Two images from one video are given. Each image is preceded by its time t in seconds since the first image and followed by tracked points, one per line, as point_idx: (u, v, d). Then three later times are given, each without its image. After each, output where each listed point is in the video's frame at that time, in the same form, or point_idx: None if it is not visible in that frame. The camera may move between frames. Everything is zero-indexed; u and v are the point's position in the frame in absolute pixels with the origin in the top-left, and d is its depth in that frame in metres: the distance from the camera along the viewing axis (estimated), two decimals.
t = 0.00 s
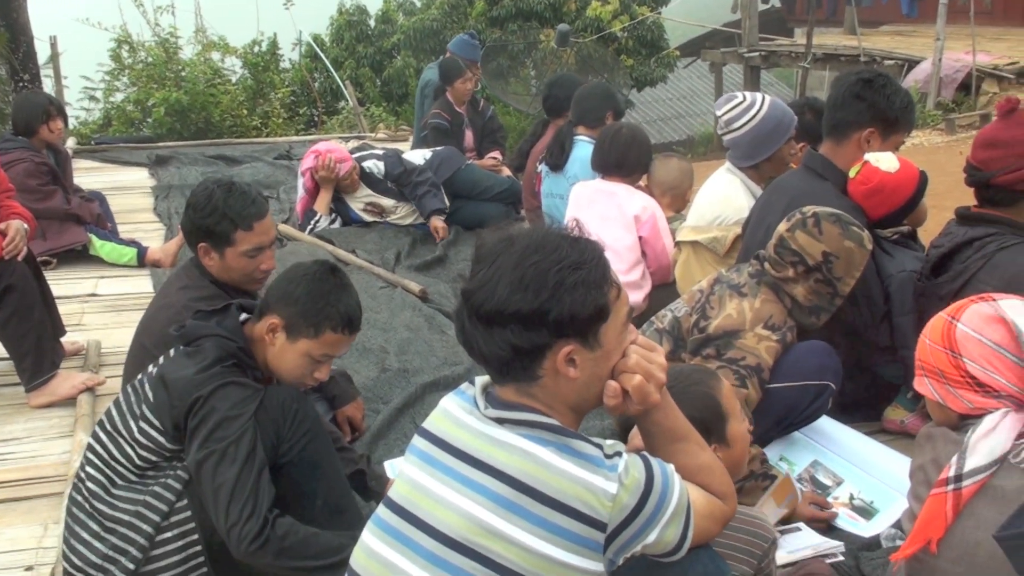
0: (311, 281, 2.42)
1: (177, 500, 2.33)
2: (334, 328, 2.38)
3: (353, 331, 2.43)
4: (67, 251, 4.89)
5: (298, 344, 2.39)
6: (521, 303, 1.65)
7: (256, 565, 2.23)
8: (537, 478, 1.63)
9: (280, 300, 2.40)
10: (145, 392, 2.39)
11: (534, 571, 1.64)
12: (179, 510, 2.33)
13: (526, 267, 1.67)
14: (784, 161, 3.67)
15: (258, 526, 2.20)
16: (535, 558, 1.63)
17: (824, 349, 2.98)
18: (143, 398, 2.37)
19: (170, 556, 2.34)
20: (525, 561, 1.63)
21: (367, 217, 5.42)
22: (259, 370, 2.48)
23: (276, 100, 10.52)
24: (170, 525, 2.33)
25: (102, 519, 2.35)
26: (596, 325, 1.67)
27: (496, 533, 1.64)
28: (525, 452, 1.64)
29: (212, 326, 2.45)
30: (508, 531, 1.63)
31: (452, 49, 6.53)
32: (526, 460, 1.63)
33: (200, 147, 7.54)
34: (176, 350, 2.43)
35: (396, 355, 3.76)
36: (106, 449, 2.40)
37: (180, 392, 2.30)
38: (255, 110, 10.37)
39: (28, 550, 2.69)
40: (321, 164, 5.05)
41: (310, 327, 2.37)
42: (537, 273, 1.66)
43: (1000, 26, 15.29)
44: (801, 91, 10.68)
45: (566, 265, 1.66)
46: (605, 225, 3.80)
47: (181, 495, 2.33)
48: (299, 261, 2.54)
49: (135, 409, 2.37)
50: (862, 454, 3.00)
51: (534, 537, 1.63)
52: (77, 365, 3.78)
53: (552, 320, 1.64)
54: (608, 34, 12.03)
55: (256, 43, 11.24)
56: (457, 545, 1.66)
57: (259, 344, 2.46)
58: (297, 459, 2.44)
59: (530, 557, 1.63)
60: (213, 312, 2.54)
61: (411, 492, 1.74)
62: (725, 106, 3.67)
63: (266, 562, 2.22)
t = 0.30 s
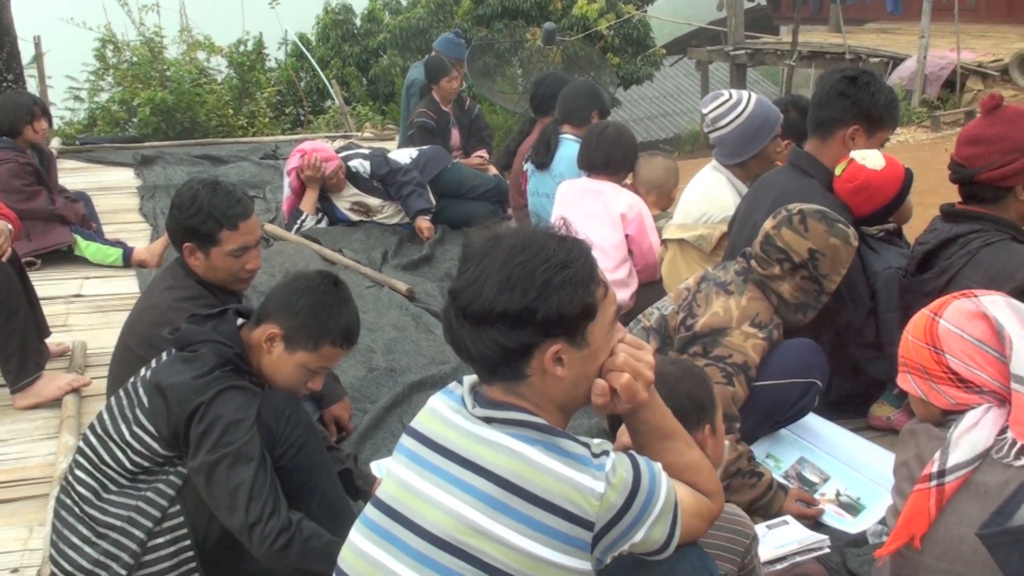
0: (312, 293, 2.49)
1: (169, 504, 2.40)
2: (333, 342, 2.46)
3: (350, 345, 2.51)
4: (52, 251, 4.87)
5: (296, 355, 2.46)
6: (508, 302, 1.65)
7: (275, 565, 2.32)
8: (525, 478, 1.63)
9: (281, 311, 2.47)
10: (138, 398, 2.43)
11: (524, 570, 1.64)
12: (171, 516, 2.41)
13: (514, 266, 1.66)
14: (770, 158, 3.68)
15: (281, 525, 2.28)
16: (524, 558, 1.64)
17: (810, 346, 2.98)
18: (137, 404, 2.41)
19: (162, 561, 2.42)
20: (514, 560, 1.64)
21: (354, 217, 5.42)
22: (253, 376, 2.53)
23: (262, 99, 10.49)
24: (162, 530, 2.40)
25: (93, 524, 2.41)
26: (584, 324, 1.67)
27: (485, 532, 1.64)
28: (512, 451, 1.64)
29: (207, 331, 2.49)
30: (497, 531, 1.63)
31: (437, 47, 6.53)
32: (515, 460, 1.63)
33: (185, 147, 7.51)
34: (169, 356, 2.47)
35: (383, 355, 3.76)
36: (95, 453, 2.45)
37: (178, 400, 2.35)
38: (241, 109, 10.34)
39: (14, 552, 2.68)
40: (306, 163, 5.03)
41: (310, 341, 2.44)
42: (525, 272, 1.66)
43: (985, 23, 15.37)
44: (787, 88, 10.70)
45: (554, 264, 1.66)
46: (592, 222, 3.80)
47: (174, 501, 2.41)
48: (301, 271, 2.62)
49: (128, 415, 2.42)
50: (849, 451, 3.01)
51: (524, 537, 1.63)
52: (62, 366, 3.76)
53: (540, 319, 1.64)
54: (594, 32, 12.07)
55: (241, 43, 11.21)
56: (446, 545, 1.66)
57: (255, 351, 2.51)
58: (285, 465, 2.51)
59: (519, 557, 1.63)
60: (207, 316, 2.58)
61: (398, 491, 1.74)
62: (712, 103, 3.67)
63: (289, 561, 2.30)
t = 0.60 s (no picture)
0: (303, 294, 2.49)
1: (159, 503, 2.42)
2: (323, 344, 2.46)
3: (339, 347, 2.52)
4: (41, 251, 4.86)
5: (286, 357, 2.47)
6: (496, 301, 1.64)
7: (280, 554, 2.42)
8: (513, 477, 1.62)
9: (271, 312, 2.47)
10: (127, 398, 2.43)
11: (512, 569, 1.64)
12: (160, 515, 2.43)
13: (501, 264, 1.66)
14: (759, 156, 3.69)
15: (290, 513, 2.39)
16: (512, 557, 1.64)
17: (800, 344, 2.99)
18: (126, 404, 2.42)
19: (151, 560, 2.43)
20: (503, 560, 1.63)
21: (344, 216, 5.39)
22: (244, 376, 2.56)
23: (253, 98, 10.48)
24: (150, 530, 2.42)
25: (80, 524, 2.41)
26: (572, 321, 1.66)
27: (473, 532, 1.63)
28: (500, 450, 1.64)
29: (196, 333, 2.50)
30: (485, 531, 1.63)
31: (428, 46, 6.55)
32: (503, 459, 1.63)
33: (176, 147, 7.49)
34: (157, 356, 2.48)
35: (374, 354, 3.76)
36: (84, 455, 2.45)
37: (169, 401, 2.37)
38: (231, 109, 10.33)
39: (4, 554, 2.67)
40: (296, 162, 4.99)
41: (300, 343, 2.45)
42: (512, 270, 1.65)
43: (975, 21, 15.38)
44: (779, 86, 10.71)
45: (541, 261, 1.66)
46: (583, 221, 3.80)
47: (163, 500, 2.43)
48: (292, 273, 2.61)
49: (117, 415, 2.43)
50: (840, 448, 3.01)
51: (512, 536, 1.63)
52: (52, 366, 3.75)
53: (528, 317, 1.63)
54: (585, 31, 12.12)
55: (232, 42, 11.20)
56: (435, 544, 1.66)
57: (246, 352, 2.53)
58: (278, 463, 2.58)
59: (508, 557, 1.63)
60: (196, 316, 2.58)
61: (387, 491, 1.74)
62: (702, 102, 3.68)
63: (297, 549, 2.41)
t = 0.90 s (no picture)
0: (288, 294, 2.49)
1: (144, 504, 2.41)
2: (309, 344, 2.47)
3: (325, 347, 2.52)
4: (26, 252, 4.84)
5: (273, 357, 2.47)
6: (477, 300, 1.64)
7: (274, 547, 2.43)
8: (497, 477, 1.62)
9: (257, 312, 2.47)
10: (111, 399, 2.43)
11: (496, 569, 1.64)
12: (146, 516, 2.42)
13: (482, 263, 1.66)
14: (745, 154, 3.70)
15: (284, 508, 2.41)
16: (496, 557, 1.64)
17: (785, 341, 2.99)
18: (110, 406, 2.41)
19: (136, 562, 2.42)
20: (487, 561, 1.63)
21: (330, 215, 5.40)
22: (229, 377, 2.56)
23: (237, 97, 10.46)
24: (136, 531, 2.41)
25: (64, 527, 2.39)
26: (555, 319, 1.66)
27: (457, 532, 1.63)
28: (484, 449, 1.64)
29: (179, 334, 2.49)
30: (469, 531, 1.63)
31: (413, 45, 6.55)
32: (487, 459, 1.63)
33: (160, 147, 7.47)
34: (140, 358, 2.47)
35: (360, 353, 3.75)
36: (68, 457, 2.45)
37: (155, 402, 2.37)
38: (216, 108, 10.31)
39: None
40: (281, 161, 5.01)
41: (287, 343, 2.45)
42: (493, 269, 1.65)
43: (958, 18, 15.46)
44: (764, 83, 10.74)
45: (522, 260, 1.66)
46: (567, 219, 3.81)
47: (149, 501, 2.42)
48: (277, 273, 2.61)
49: (101, 416, 2.42)
50: (826, 444, 3.02)
51: (496, 536, 1.63)
52: (36, 367, 3.74)
53: (509, 316, 1.63)
54: (571, 28, 12.18)
55: (216, 41, 11.18)
56: (418, 545, 1.65)
57: (230, 353, 2.52)
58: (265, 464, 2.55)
59: (492, 557, 1.63)
60: (179, 316, 2.57)
61: (371, 492, 1.73)
62: (689, 98, 3.68)
63: (292, 542, 2.43)
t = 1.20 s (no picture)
0: (273, 296, 2.48)
1: (128, 506, 2.42)
2: (294, 346, 2.46)
3: (309, 348, 2.52)
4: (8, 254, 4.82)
5: (258, 359, 2.46)
6: (460, 298, 1.64)
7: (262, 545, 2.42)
8: (481, 477, 1.62)
9: (242, 313, 2.46)
10: (93, 401, 2.41)
11: (481, 569, 1.64)
12: (130, 518, 2.42)
13: (464, 262, 1.66)
14: (728, 151, 3.72)
15: (271, 507, 2.40)
16: (481, 557, 1.63)
17: (769, 337, 3.00)
18: (91, 408, 2.40)
19: (121, 564, 2.42)
20: (472, 560, 1.63)
21: (314, 214, 5.38)
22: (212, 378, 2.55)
23: (220, 97, 10.44)
24: (120, 533, 2.41)
25: (46, 529, 2.38)
26: (538, 318, 1.66)
27: (441, 531, 1.63)
28: (467, 449, 1.64)
29: (162, 334, 2.47)
30: (452, 530, 1.63)
31: (396, 43, 6.55)
32: (470, 458, 1.63)
33: (143, 147, 7.45)
34: (122, 359, 2.46)
35: (345, 352, 3.76)
36: (50, 460, 2.43)
37: (139, 404, 2.36)
38: (199, 108, 10.28)
39: None
40: (264, 160, 5.02)
41: (272, 345, 2.44)
42: (475, 268, 1.65)
43: (939, 13, 15.53)
44: (746, 79, 10.77)
45: (505, 258, 1.65)
46: (550, 217, 3.82)
47: (133, 502, 2.42)
48: (262, 274, 2.60)
49: (83, 418, 2.41)
50: (811, 438, 3.03)
51: (479, 536, 1.63)
52: (19, 370, 3.73)
53: (492, 314, 1.63)
54: (554, 26, 12.23)
55: (199, 41, 11.16)
56: (402, 545, 1.65)
57: (214, 354, 2.51)
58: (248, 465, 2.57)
59: (477, 556, 1.63)
60: (161, 317, 2.56)
61: (354, 492, 1.73)
62: (674, 95, 3.69)
63: (281, 540, 2.42)
